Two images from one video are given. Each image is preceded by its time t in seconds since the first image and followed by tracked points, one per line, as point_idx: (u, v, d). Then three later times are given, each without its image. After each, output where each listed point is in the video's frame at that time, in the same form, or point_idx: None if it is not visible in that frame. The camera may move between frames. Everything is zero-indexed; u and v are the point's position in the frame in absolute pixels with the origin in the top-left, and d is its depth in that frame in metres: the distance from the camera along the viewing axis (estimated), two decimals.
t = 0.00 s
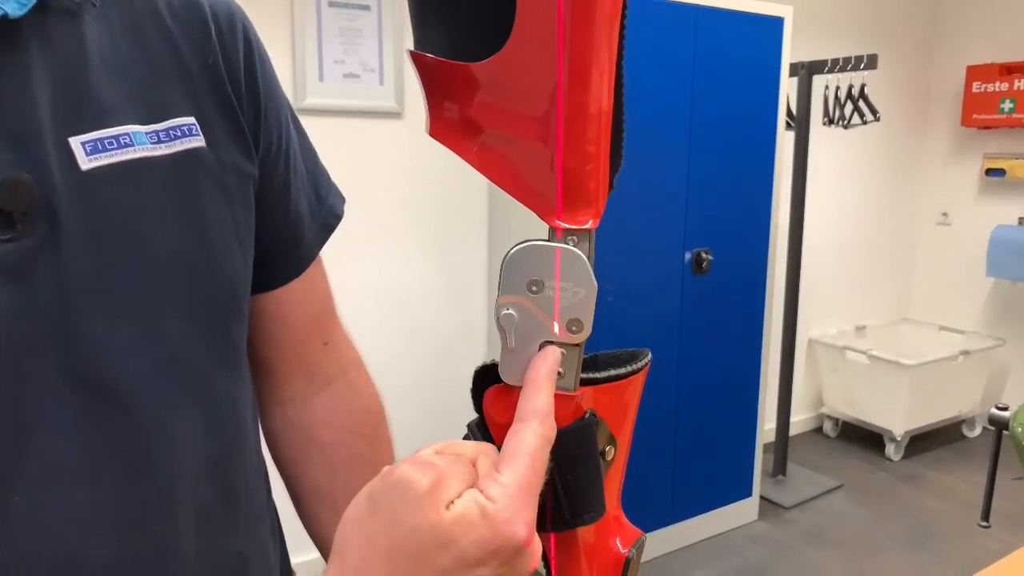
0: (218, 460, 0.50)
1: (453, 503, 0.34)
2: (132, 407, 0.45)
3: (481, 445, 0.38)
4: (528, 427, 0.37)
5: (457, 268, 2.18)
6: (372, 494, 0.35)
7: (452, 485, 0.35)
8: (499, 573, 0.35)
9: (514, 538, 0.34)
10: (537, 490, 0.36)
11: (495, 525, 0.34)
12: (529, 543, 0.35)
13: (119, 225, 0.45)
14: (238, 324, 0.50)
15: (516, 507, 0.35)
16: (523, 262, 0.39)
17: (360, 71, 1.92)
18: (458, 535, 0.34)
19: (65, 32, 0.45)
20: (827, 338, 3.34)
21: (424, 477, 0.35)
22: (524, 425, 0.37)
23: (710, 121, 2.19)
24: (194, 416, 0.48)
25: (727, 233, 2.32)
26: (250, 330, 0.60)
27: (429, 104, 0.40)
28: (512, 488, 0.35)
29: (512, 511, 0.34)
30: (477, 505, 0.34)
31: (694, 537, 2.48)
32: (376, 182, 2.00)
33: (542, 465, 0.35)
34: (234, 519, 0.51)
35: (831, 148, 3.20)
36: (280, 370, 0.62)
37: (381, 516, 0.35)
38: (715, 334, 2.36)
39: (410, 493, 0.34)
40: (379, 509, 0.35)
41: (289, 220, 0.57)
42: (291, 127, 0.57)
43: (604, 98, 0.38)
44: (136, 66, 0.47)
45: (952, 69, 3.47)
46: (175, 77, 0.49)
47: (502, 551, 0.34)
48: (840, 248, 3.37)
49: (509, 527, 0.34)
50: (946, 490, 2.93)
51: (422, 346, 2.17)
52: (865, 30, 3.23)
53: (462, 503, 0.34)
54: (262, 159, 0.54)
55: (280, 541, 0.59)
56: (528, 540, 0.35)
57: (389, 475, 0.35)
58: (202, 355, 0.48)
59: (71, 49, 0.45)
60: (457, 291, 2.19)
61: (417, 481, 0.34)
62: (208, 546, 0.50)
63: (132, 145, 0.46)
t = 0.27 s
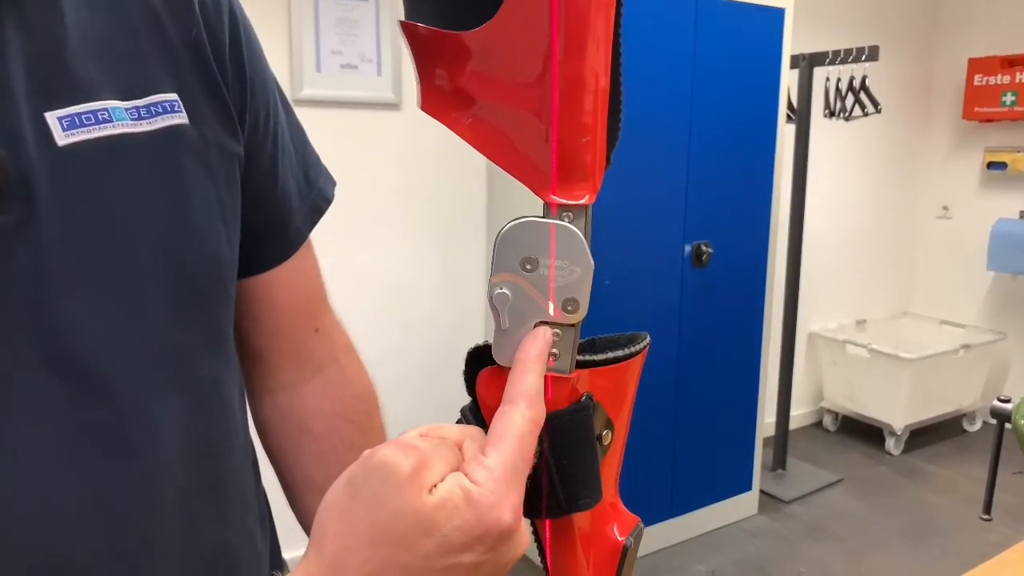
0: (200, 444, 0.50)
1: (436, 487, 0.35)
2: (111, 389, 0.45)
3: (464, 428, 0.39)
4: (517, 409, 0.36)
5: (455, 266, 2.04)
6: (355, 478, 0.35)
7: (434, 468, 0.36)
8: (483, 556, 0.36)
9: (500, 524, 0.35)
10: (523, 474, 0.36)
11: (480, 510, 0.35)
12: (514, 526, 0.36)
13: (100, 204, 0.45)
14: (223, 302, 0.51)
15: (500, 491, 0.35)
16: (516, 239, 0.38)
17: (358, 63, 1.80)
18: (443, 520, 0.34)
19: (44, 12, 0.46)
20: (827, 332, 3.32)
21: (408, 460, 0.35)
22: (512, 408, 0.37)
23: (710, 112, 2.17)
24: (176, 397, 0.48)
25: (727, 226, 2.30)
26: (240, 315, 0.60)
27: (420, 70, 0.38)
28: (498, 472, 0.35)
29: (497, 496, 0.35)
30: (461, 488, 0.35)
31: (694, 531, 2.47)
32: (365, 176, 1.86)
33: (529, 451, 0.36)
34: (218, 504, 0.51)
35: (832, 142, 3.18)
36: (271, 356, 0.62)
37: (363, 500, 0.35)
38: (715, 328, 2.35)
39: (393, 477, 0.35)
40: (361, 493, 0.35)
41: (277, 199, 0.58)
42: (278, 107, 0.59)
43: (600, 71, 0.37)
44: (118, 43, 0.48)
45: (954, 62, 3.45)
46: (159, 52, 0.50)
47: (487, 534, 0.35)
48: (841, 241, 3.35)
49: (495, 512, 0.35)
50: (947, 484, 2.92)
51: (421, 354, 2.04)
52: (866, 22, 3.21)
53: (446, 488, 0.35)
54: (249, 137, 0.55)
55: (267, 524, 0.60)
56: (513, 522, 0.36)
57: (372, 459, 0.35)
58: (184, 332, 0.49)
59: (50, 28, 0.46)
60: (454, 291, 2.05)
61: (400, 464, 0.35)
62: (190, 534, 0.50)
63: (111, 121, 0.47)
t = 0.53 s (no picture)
0: (190, 436, 0.50)
1: (433, 481, 0.34)
2: (101, 382, 0.45)
3: (462, 420, 0.38)
4: (517, 401, 0.35)
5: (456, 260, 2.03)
6: (348, 472, 0.34)
7: (432, 462, 0.34)
8: (481, 553, 0.35)
9: (499, 520, 0.34)
10: (524, 468, 0.35)
11: (479, 506, 0.34)
12: (514, 521, 0.35)
13: (89, 193, 0.45)
14: (214, 291, 0.51)
15: (500, 486, 0.34)
16: (516, 224, 0.36)
17: (357, 56, 1.78)
18: (439, 516, 0.33)
19: None
20: (828, 328, 3.31)
21: (404, 454, 0.34)
22: (512, 400, 0.35)
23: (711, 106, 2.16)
24: (166, 389, 0.49)
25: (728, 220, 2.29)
26: (233, 305, 0.59)
27: (416, 49, 0.37)
28: (496, 467, 0.34)
29: (496, 491, 0.34)
30: (459, 483, 0.34)
31: (694, 528, 2.46)
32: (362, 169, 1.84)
33: (529, 445, 0.34)
34: (209, 498, 0.52)
35: (834, 137, 3.17)
36: (264, 349, 0.61)
37: (357, 495, 0.34)
38: (716, 324, 2.34)
39: (389, 471, 0.33)
40: (354, 487, 0.34)
41: (270, 188, 0.57)
42: (271, 93, 0.58)
43: (604, 52, 0.35)
44: (104, 26, 0.48)
45: (955, 57, 3.43)
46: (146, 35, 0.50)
47: (486, 529, 0.34)
48: (842, 238, 3.34)
49: (494, 508, 0.34)
50: (948, 481, 2.91)
51: (419, 350, 2.02)
52: (868, 17, 3.20)
53: (444, 482, 0.34)
54: (242, 123, 0.54)
55: (260, 520, 0.60)
56: (514, 517, 0.35)
57: (367, 452, 0.33)
58: (174, 319, 0.49)
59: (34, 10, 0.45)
60: (453, 285, 2.03)
61: (396, 458, 0.34)
62: (182, 527, 0.50)
63: (97, 104, 0.46)
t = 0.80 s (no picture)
0: (179, 433, 0.50)
1: (425, 477, 0.33)
2: (86, 378, 0.44)
3: (456, 415, 0.37)
4: (512, 393, 0.34)
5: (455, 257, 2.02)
6: (338, 468, 0.34)
7: (423, 458, 0.34)
8: (475, 551, 0.34)
9: (494, 516, 0.33)
10: (519, 463, 0.34)
11: (472, 501, 0.33)
12: (510, 518, 0.34)
13: (76, 184, 0.45)
14: (205, 287, 0.50)
15: (494, 481, 0.33)
16: (509, 216, 0.36)
17: (355, 53, 1.77)
18: (431, 513, 0.33)
19: None
20: (828, 326, 3.30)
21: (395, 449, 0.33)
22: (507, 392, 0.35)
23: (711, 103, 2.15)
24: (153, 386, 0.48)
25: (728, 217, 2.27)
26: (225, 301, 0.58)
27: (409, 36, 0.37)
28: (491, 461, 0.33)
29: (491, 486, 0.33)
30: (452, 478, 0.33)
31: (694, 527, 2.45)
32: (359, 166, 1.83)
33: (524, 439, 0.34)
34: (198, 497, 0.51)
35: (834, 134, 3.16)
36: (257, 345, 0.60)
37: (347, 492, 0.33)
38: (715, 322, 2.33)
39: (379, 467, 0.33)
40: (345, 483, 0.33)
41: (261, 181, 0.56)
42: (264, 85, 0.57)
43: (600, 40, 0.35)
44: (91, 15, 0.47)
45: (956, 54, 3.42)
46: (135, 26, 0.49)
47: (480, 526, 0.33)
48: (842, 235, 3.33)
49: (489, 504, 0.33)
50: (948, 480, 2.90)
51: (417, 347, 2.01)
52: (869, 13, 3.18)
53: (436, 477, 0.33)
54: (233, 115, 0.53)
55: (253, 519, 0.60)
56: (509, 513, 0.34)
57: (357, 446, 0.33)
58: (162, 313, 0.48)
59: None
60: (453, 283, 2.03)
61: (387, 453, 0.33)
62: (171, 525, 0.50)
63: (84, 94, 0.46)
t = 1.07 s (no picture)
0: (164, 430, 0.48)
1: (414, 481, 0.32)
2: (64, 373, 0.43)
3: (447, 414, 0.35)
4: (505, 394, 0.32)
5: (452, 254, 2.00)
6: (323, 471, 0.32)
7: (412, 460, 0.32)
8: (466, 557, 0.33)
9: (484, 522, 0.32)
10: (512, 465, 0.33)
11: (462, 507, 0.31)
12: (502, 523, 0.32)
13: (56, 170, 0.43)
14: (188, 280, 0.49)
15: (485, 486, 0.32)
16: (498, 203, 0.34)
17: (352, 50, 1.76)
18: (419, 519, 0.31)
19: None
20: (827, 326, 3.29)
21: (381, 451, 0.31)
22: (500, 393, 0.33)
23: (711, 100, 2.13)
24: (134, 383, 0.46)
25: (727, 215, 2.26)
26: (212, 296, 0.57)
27: (396, 16, 0.36)
28: (482, 465, 0.31)
29: (482, 491, 0.31)
30: (441, 483, 0.31)
31: (693, 527, 2.43)
32: (355, 162, 1.82)
33: (517, 442, 0.32)
34: (182, 497, 0.50)
35: (834, 132, 3.15)
36: (246, 340, 0.58)
37: (332, 496, 0.32)
38: (716, 320, 2.31)
39: (365, 470, 0.31)
40: (330, 486, 0.32)
41: (249, 171, 0.55)
42: (253, 73, 0.56)
43: (592, 17, 0.34)
44: None
45: (956, 52, 3.40)
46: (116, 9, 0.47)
47: (471, 532, 0.32)
48: (842, 233, 3.31)
49: (479, 510, 0.32)
50: (949, 480, 2.89)
51: (413, 346, 1.99)
52: (869, 11, 3.17)
53: (425, 481, 0.31)
54: (220, 102, 0.52)
55: (240, 522, 0.59)
56: (501, 520, 0.32)
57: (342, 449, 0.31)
58: (145, 307, 0.47)
59: None
60: (450, 281, 2.01)
61: (373, 456, 0.31)
62: (155, 525, 0.48)
63: (62, 79, 0.44)
